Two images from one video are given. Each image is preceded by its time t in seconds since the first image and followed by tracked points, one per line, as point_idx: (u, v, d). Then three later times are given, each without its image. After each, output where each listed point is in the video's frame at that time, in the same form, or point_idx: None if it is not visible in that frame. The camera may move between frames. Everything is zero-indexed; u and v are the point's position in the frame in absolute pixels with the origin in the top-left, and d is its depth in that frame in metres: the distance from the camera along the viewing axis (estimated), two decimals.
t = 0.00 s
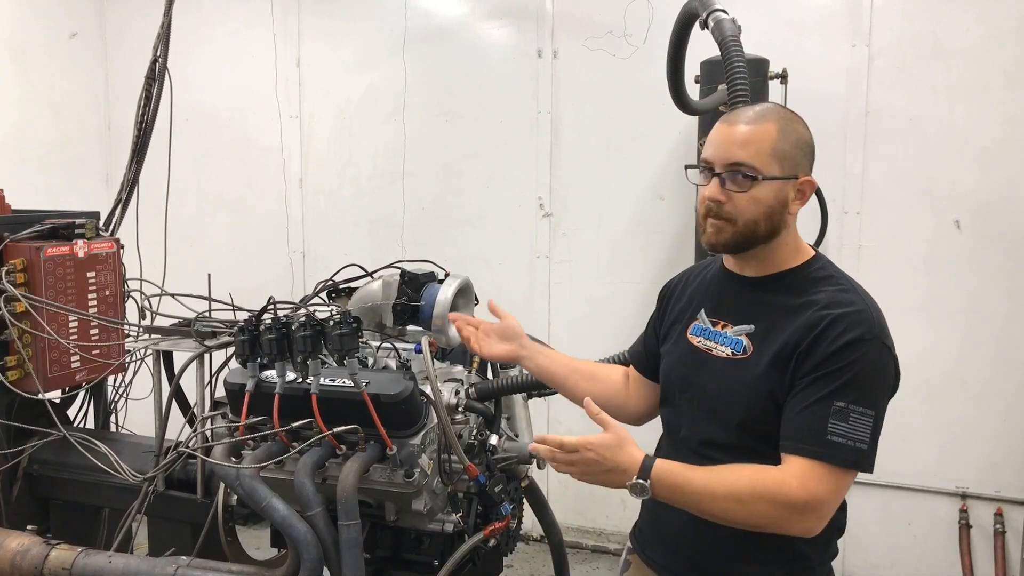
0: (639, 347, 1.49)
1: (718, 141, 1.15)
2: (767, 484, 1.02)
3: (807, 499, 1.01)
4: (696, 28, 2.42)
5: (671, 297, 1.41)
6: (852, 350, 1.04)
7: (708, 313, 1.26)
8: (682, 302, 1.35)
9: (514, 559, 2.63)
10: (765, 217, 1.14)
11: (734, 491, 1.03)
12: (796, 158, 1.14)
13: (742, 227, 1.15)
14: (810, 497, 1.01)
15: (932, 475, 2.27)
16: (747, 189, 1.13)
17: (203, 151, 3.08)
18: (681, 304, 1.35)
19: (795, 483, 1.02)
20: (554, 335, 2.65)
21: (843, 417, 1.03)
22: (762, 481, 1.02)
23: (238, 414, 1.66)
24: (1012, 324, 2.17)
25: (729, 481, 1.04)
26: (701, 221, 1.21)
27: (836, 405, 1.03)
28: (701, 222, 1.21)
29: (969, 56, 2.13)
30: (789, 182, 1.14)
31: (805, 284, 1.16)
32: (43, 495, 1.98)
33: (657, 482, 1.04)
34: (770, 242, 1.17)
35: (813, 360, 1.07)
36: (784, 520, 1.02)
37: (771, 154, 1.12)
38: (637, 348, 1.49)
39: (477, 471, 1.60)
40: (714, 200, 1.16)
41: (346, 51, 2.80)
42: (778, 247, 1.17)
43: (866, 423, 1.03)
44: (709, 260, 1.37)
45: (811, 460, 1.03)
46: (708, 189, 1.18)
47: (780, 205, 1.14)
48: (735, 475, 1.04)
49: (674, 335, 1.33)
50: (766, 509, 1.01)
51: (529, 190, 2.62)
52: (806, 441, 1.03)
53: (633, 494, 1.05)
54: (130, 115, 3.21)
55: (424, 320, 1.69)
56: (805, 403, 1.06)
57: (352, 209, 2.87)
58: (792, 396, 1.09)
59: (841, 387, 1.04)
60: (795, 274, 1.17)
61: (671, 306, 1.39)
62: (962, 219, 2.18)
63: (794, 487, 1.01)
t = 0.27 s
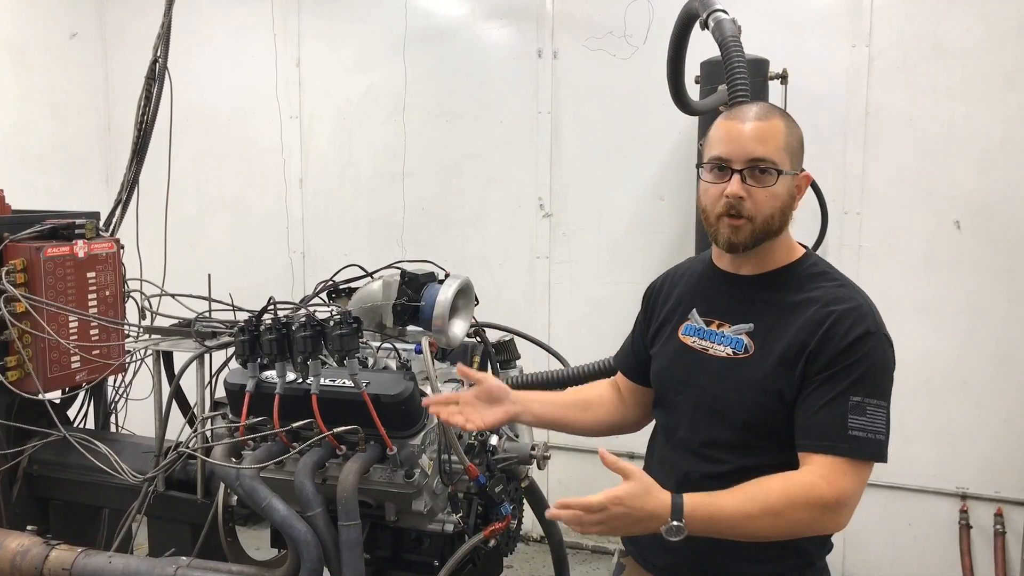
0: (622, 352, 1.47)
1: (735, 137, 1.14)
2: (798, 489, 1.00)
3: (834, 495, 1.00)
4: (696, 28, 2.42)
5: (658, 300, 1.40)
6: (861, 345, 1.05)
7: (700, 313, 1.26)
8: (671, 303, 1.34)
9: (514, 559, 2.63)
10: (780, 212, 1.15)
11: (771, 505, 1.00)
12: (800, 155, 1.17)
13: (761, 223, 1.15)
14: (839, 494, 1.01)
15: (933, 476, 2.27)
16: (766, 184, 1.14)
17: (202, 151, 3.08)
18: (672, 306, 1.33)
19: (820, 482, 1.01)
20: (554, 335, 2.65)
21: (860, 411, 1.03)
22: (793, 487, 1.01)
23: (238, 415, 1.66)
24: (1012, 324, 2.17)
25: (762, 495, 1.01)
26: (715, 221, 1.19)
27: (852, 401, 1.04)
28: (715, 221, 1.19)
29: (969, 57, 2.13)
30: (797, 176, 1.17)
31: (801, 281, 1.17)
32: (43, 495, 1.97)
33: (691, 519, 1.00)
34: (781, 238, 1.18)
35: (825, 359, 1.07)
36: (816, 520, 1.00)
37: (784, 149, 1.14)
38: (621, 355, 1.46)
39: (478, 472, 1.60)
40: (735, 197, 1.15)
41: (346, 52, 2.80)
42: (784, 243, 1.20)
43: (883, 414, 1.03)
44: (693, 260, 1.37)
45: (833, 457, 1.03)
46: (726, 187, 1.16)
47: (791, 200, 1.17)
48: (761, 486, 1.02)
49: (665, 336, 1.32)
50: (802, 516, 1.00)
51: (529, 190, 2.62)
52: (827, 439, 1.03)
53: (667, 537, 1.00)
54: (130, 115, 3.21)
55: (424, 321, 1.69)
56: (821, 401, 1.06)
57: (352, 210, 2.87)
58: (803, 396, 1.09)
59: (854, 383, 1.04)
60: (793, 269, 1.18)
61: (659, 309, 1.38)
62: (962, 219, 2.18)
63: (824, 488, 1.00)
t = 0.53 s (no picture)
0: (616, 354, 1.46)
1: (705, 153, 1.13)
2: (795, 471, 1.00)
3: (830, 479, 1.00)
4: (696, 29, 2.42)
5: (643, 302, 1.39)
6: (852, 332, 1.06)
7: (690, 313, 1.26)
8: (657, 304, 1.33)
9: (514, 560, 2.63)
10: (758, 218, 1.15)
11: (770, 481, 0.99)
12: (773, 156, 1.16)
13: (741, 233, 1.15)
14: (834, 478, 1.01)
15: (933, 477, 2.27)
16: (741, 195, 1.13)
17: (202, 151, 3.07)
18: (658, 308, 1.33)
19: (817, 464, 1.01)
20: (554, 336, 2.65)
21: (851, 397, 1.04)
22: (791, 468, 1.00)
23: (238, 415, 1.66)
24: (1012, 325, 2.16)
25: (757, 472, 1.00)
26: (694, 234, 1.19)
27: (842, 387, 1.04)
28: (695, 235, 1.19)
29: (969, 57, 2.13)
30: (771, 178, 1.16)
31: (786, 274, 1.17)
32: (43, 495, 1.97)
33: (691, 475, 0.99)
34: (761, 239, 1.18)
35: (815, 347, 1.08)
36: (810, 502, 1.00)
37: (756, 156, 1.12)
38: (615, 358, 1.47)
39: (478, 473, 1.60)
40: (713, 212, 1.14)
41: (346, 52, 2.79)
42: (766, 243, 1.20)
43: (873, 400, 1.04)
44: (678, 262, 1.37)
45: (826, 440, 1.03)
46: (701, 202, 1.15)
47: (768, 204, 1.16)
48: (762, 459, 1.02)
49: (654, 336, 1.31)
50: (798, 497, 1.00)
51: (529, 191, 2.61)
52: (819, 425, 1.03)
53: (661, 483, 0.99)
54: (130, 115, 3.21)
55: (424, 321, 1.70)
56: (813, 386, 1.06)
57: (352, 210, 2.87)
58: (795, 385, 1.09)
59: (844, 370, 1.05)
60: (774, 265, 1.19)
61: (645, 312, 1.37)
62: (962, 220, 2.18)
63: (819, 471, 1.00)
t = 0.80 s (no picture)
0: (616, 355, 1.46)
1: (694, 143, 1.15)
2: (740, 466, 1.02)
3: (775, 475, 1.01)
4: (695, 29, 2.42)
5: (641, 302, 1.38)
6: (824, 329, 1.05)
7: (682, 313, 1.25)
8: (653, 303, 1.33)
9: (514, 561, 2.63)
10: (744, 212, 1.15)
11: (706, 479, 1.03)
12: (761, 152, 1.17)
13: (727, 225, 1.15)
14: (781, 475, 1.01)
15: (933, 477, 2.27)
16: (727, 185, 1.14)
17: (203, 152, 3.07)
18: (655, 306, 1.32)
19: (762, 462, 1.02)
20: (553, 336, 2.65)
21: (815, 393, 1.03)
22: (734, 465, 1.03)
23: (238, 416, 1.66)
24: (1012, 325, 2.17)
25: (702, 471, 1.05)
26: (681, 227, 1.20)
27: (808, 381, 1.04)
28: (682, 227, 1.20)
29: (969, 57, 2.13)
30: (759, 174, 1.16)
31: (773, 275, 1.17)
32: (43, 495, 1.97)
33: (632, 478, 1.07)
34: (749, 236, 1.18)
35: (787, 342, 1.08)
36: (754, 498, 1.02)
37: (743, 149, 1.14)
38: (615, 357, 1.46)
39: (477, 473, 1.60)
40: (698, 202, 1.15)
41: (346, 53, 2.80)
42: (755, 239, 1.19)
43: (839, 398, 1.03)
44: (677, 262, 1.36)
45: (779, 436, 1.03)
46: (688, 192, 1.17)
47: (755, 198, 1.16)
48: (703, 459, 1.06)
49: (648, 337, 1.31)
50: (742, 494, 1.02)
51: (529, 191, 2.61)
52: (779, 418, 1.03)
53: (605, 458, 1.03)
54: (130, 116, 3.21)
55: (424, 322, 1.70)
56: (781, 382, 1.06)
57: (352, 210, 2.86)
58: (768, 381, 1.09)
59: (812, 365, 1.04)
60: (758, 266, 1.18)
61: (642, 312, 1.37)
62: (962, 220, 2.18)
63: (765, 468, 1.01)
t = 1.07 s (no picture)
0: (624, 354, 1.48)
1: (697, 134, 1.16)
2: (722, 455, 1.02)
3: (757, 466, 1.00)
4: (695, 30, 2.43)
5: (647, 302, 1.39)
6: (812, 326, 1.05)
7: (681, 313, 1.26)
8: (660, 303, 1.34)
9: (514, 562, 2.63)
10: (743, 207, 1.15)
11: (688, 465, 1.02)
12: (765, 150, 1.17)
13: (723, 219, 1.15)
14: (761, 467, 1.00)
15: (933, 478, 2.27)
16: (727, 179, 1.15)
17: (203, 152, 3.07)
18: (663, 305, 1.33)
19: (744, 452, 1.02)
20: (553, 336, 2.65)
21: (798, 388, 1.03)
22: (715, 453, 1.02)
23: (238, 417, 1.66)
24: (1012, 326, 2.17)
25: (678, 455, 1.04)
26: (680, 218, 1.21)
27: (791, 377, 1.04)
28: (681, 219, 1.21)
29: (968, 58, 2.13)
30: (762, 172, 1.16)
31: (772, 274, 1.16)
32: (43, 496, 1.97)
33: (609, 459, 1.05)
34: (747, 234, 1.17)
35: (776, 338, 1.08)
36: (734, 490, 1.01)
37: (746, 145, 1.14)
38: (621, 359, 1.47)
39: (477, 473, 1.60)
40: (696, 192, 1.16)
41: (346, 53, 2.80)
42: (753, 238, 1.18)
43: (822, 394, 1.02)
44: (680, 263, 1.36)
45: (761, 428, 1.03)
46: (688, 183, 1.18)
47: (755, 195, 1.16)
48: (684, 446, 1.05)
49: (653, 337, 1.32)
50: (719, 482, 1.01)
51: (529, 191, 2.61)
52: (759, 411, 1.04)
53: (591, 467, 1.05)
54: (130, 116, 3.20)
55: (424, 322, 1.71)
56: (767, 378, 1.06)
57: (352, 211, 2.87)
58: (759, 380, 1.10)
59: (798, 360, 1.04)
60: (760, 265, 1.18)
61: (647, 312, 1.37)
62: (962, 221, 2.18)
63: (745, 458, 1.01)
